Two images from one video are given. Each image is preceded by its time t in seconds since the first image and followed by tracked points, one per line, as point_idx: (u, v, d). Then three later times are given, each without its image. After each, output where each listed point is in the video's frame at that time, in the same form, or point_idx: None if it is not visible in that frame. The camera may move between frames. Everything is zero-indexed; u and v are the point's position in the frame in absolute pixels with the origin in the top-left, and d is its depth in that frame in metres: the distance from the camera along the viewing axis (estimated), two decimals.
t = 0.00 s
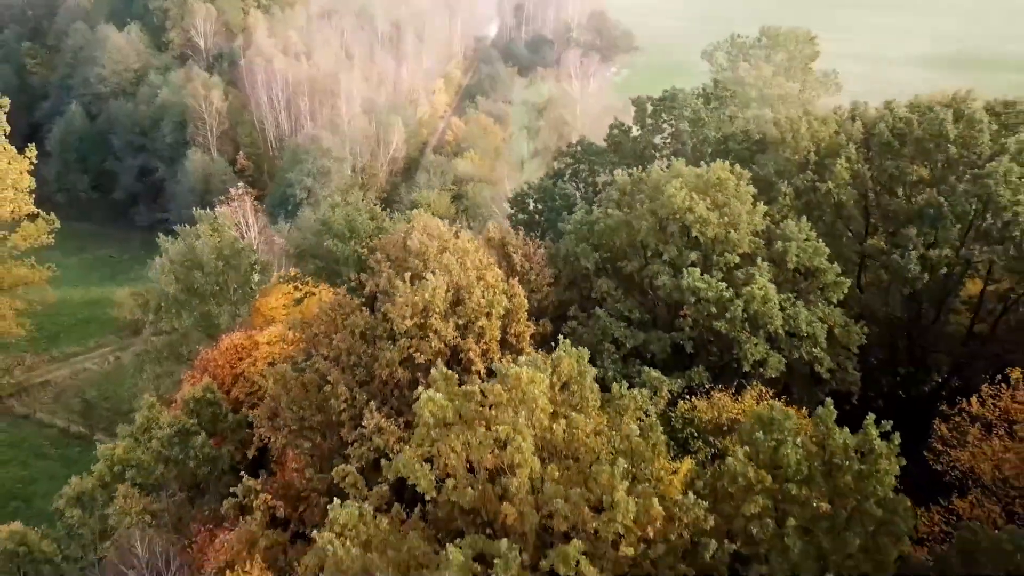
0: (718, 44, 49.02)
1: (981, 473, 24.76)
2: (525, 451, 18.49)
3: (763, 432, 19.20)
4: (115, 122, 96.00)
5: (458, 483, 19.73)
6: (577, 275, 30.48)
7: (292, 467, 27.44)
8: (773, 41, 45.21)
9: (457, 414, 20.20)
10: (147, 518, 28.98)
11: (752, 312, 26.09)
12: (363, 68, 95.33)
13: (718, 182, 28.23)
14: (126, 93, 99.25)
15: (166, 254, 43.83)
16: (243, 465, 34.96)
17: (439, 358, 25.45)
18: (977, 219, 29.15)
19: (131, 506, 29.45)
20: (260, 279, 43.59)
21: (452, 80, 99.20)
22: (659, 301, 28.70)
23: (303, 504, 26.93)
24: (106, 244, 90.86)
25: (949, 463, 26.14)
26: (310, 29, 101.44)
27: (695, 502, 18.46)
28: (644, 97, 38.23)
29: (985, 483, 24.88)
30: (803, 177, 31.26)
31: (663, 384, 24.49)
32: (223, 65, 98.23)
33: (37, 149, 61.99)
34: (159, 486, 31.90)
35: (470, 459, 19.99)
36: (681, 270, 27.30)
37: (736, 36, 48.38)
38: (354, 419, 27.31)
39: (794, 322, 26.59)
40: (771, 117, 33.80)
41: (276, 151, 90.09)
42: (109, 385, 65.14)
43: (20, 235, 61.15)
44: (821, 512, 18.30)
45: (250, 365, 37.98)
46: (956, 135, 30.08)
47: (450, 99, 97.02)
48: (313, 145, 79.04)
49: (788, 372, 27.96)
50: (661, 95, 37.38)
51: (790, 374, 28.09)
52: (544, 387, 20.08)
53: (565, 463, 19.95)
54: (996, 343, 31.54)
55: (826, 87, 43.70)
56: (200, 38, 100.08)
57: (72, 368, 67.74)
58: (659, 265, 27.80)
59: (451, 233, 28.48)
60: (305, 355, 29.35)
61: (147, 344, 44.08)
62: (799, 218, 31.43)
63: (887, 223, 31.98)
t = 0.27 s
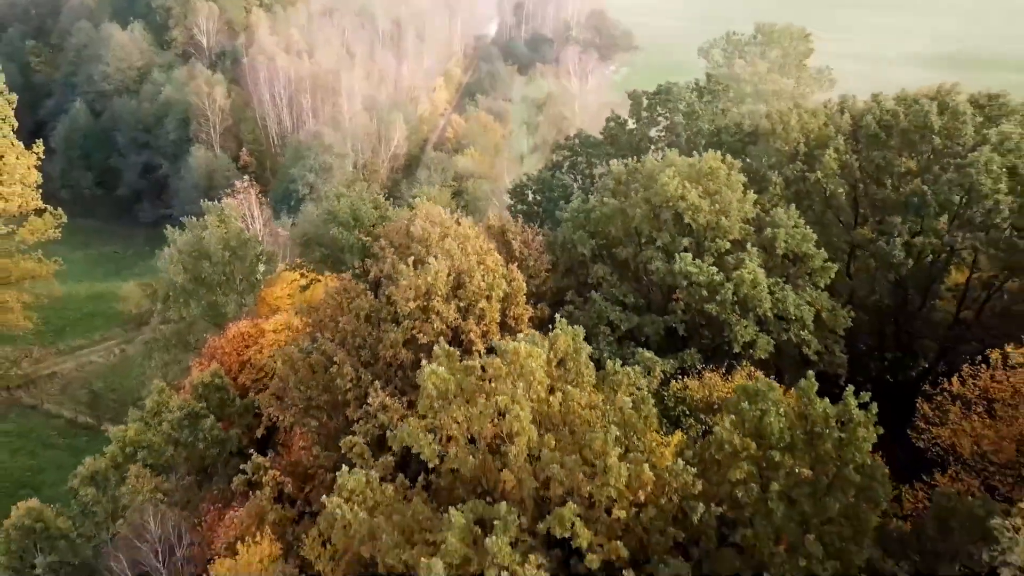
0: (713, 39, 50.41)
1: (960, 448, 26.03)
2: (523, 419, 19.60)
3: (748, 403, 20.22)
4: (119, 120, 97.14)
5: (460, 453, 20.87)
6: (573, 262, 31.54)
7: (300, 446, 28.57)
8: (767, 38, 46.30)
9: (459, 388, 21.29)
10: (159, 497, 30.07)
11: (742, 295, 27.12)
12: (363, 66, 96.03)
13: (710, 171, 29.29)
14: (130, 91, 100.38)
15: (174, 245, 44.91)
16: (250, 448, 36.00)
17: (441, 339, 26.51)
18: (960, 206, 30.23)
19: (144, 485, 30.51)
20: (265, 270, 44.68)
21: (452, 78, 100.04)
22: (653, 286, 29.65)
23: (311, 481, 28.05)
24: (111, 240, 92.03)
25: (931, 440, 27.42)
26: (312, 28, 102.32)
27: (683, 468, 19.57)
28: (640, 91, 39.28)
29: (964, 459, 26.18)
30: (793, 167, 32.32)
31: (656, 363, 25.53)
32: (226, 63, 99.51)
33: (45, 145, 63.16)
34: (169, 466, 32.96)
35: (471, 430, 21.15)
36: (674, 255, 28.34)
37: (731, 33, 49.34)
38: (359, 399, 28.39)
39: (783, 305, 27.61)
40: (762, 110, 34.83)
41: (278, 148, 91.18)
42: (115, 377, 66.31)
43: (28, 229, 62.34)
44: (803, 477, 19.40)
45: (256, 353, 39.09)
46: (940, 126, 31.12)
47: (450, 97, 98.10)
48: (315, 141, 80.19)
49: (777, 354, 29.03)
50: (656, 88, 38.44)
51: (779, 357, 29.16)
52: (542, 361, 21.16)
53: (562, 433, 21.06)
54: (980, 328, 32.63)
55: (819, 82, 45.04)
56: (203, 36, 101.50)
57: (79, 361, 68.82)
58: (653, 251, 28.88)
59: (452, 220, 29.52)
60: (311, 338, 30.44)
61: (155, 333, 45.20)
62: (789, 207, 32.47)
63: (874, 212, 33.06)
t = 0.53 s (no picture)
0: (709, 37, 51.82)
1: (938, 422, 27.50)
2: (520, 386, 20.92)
3: (732, 371, 21.48)
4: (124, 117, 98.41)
5: (462, 420, 22.19)
6: (570, 247, 32.79)
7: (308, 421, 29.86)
8: (762, 35, 47.64)
9: (460, 359, 22.57)
10: (173, 472, 31.31)
11: (730, 276, 28.35)
12: (365, 65, 97.88)
13: (701, 159, 30.57)
14: (134, 89, 101.64)
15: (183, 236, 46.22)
16: (257, 429, 37.26)
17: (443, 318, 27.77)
18: (941, 194, 31.52)
19: (157, 460, 31.76)
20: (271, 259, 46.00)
21: (452, 77, 101.57)
22: (646, 269, 30.90)
23: (318, 455, 29.36)
24: (117, 235, 93.31)
25: (911, 415, 28.85)
26: (314, 27, 103.82)
27: (670, 432, 20.87)
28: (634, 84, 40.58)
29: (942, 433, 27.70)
30: (781, 156, 33.62)
31: (648, 340, 26.77)
32: (229, 61, 100.79)
33: (53, 140, 64.52)
34: (180, 445, 34.21)
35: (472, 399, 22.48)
36: (665, 239, 29.59)
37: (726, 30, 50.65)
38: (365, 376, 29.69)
39: (770, 287, 28.82)
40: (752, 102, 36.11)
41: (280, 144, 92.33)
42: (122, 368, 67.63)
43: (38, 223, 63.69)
44: (783, 441, 20.69)
45: (263, 338, 40.37)
46: (922, 117, 32.40)
47: (450, 95, 99.39)
48: (318, 138, 81.49)
49: (765, 334, 30.28)
50: (650, 82, 39.76)
51: (767, 337, 30.40)
52: (538, 333, 22.45)
53: (557, 402, 22.37)
54: (962, 311, 33.84)
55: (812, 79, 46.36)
56: (205, 34, 103.10)
57: (86, 352, 70.25)
58: (645, 236, 30.15)
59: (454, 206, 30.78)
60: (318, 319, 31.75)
61: (164, 321, 46.49)
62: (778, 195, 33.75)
63: (859, 200, 34.34)
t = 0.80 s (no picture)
0: (705, 35, 53.24)
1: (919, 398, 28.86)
2: (518, 357, 22.19)
3: (718, 343, 22.61)
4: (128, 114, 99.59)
5: (463, 391, 23.47)
6: (567, 234, 34.02)
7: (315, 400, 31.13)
8: (756, 33, 48.95)
9: (461, 333, 23.86)
10: (185, 448, 32.34)
11: (720, 259, 29.54)
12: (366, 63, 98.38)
13: (693, 148, 31.82)
14: (138, 86, 102.81)
15: (191, 226, 47.45)
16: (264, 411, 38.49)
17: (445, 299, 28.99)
18: (925, 181, 32.77)
19: (170, 438, 33.00)
20: (276, 250, 47.28)
21: (452, 76, 104.67)
22: (640, 254, 32.13)
23: (326, 431, 30.63)
24: (122, 230, 94.49)
25: (893, 393, 30.28)
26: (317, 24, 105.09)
27: (660, 400, 22.14)
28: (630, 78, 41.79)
29: (923, 409, 29.11)
30: (771, 146, 34.91)
31: (642, 319, 27.90)
32: (232, 59, 102.02)
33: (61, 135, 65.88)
34: (191, 425, 35.45)
35: (473, 371, 23.76)
36: (658, 224, 30.84)
37: (721, 28, 51.87)
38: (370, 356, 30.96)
39: (759, 270, 29.99)
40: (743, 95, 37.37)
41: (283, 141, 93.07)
42: (130, 359, 68.83)
43: (46, 216, 65.02)
44: (766, 408, 21.97)
45: (271, 325, 41.55)
46: (906, 108, 33.66)
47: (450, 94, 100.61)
48: (321, 133, 82.45)
49: (755, 316, 31.50)
50: (645, 76, 40.98)
51: (757, 319, 31.62)
52: (535, 308, 23.63)
53: (554, 373, 23.64)
54: (945, 297, 35.10)
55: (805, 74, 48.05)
56: (209, 33, 103.88)
57: (93, 344, 71.49)
58: (639, 222, 31.44)
59: (456, 192, 31.92)
60: (325, 303, 33.02)
61: (172, 309, 47.68)
62: (768, 183, 34.99)
63: (846, 189, 35.62)
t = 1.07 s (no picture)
0: (703, 32, 54.25)
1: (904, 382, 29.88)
2: (517, 337, 23.22)
3: (709, 323, 23.61)
4: (131, 112, 100.66)
5: (465, 369, 24.53)
6: (565, 224, 35.04)
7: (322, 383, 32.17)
8: (752, 30, 49.94)
9: (463, 315, 24.93)
10: (194, 431, 33.30)
11: (713, 247, 30.51)
12: (367, 58, 98.29)
13: (687, 140, 32.85)
14: (141, 84, 103.84)
15: (198, 218, 48.46)
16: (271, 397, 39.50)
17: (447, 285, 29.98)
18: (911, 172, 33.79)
19: (180, 421, 34.06)
20: (281, 242, 48.28)
21: (453, 75, 107.89)
22: (635, 242, 33.10)
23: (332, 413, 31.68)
24: (126, 227, 95.57)
25: (879, 377, 31.28)
26: (317, 24, 105.71)
27: (653, 377, 23.19)
28: (627, 74, 42.74)
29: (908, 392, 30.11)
30: (763, 138, 35.94)
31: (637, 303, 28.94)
32: (234, 58, 103.07)
33: (68, 132, 67.04)
34: (200, 409, 36.49)
35: (475, 350, 24.81)
36: (652, 213, 31.85)
37: (718, 26, 52.82)
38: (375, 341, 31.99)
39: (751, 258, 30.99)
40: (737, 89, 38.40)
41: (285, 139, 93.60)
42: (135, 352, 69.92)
43: (53, 211, 66.17)
44: (755, 385, 23.00)
45: (276, 315, 42.56)
46: (895, 102, 34.68)
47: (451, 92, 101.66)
48: (323, 131, 83.42)
49: (746, 303, 32.53)
50: (642, 71, 41.94)
51: (748, 305, 32.64)
52: (535, 291, 24.64)
53: (552, 353, 24.69)
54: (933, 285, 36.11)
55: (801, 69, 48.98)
56: (211, 32, 104.36)
57: (98, 337, 72.55)
58: (635, 212, 32.45)
59: (457, 182, 32.84)
60: (331, 290, 34.03)
61: (179, 300, 48.68)
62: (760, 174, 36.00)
63: (837, 180, 36.65)
